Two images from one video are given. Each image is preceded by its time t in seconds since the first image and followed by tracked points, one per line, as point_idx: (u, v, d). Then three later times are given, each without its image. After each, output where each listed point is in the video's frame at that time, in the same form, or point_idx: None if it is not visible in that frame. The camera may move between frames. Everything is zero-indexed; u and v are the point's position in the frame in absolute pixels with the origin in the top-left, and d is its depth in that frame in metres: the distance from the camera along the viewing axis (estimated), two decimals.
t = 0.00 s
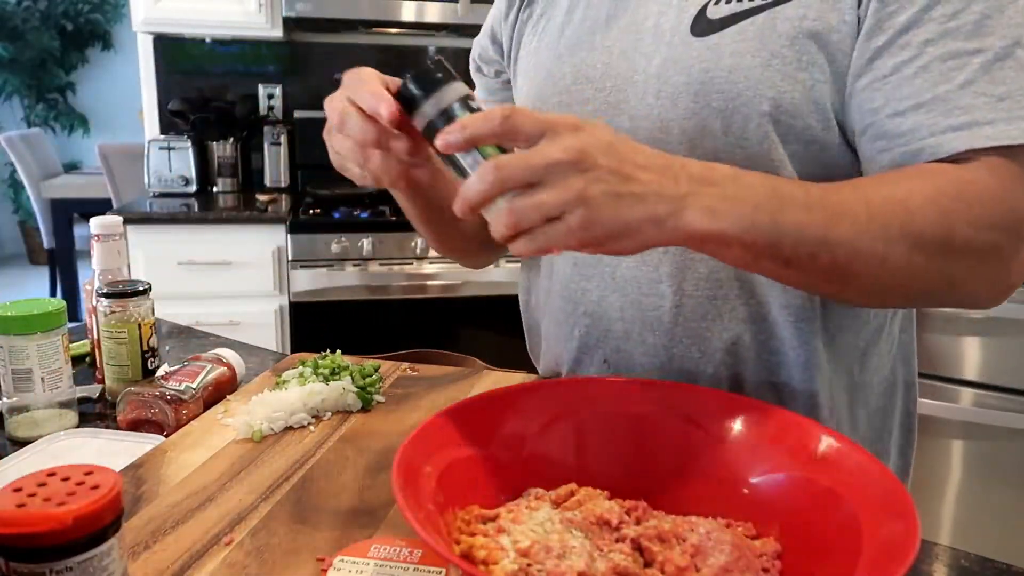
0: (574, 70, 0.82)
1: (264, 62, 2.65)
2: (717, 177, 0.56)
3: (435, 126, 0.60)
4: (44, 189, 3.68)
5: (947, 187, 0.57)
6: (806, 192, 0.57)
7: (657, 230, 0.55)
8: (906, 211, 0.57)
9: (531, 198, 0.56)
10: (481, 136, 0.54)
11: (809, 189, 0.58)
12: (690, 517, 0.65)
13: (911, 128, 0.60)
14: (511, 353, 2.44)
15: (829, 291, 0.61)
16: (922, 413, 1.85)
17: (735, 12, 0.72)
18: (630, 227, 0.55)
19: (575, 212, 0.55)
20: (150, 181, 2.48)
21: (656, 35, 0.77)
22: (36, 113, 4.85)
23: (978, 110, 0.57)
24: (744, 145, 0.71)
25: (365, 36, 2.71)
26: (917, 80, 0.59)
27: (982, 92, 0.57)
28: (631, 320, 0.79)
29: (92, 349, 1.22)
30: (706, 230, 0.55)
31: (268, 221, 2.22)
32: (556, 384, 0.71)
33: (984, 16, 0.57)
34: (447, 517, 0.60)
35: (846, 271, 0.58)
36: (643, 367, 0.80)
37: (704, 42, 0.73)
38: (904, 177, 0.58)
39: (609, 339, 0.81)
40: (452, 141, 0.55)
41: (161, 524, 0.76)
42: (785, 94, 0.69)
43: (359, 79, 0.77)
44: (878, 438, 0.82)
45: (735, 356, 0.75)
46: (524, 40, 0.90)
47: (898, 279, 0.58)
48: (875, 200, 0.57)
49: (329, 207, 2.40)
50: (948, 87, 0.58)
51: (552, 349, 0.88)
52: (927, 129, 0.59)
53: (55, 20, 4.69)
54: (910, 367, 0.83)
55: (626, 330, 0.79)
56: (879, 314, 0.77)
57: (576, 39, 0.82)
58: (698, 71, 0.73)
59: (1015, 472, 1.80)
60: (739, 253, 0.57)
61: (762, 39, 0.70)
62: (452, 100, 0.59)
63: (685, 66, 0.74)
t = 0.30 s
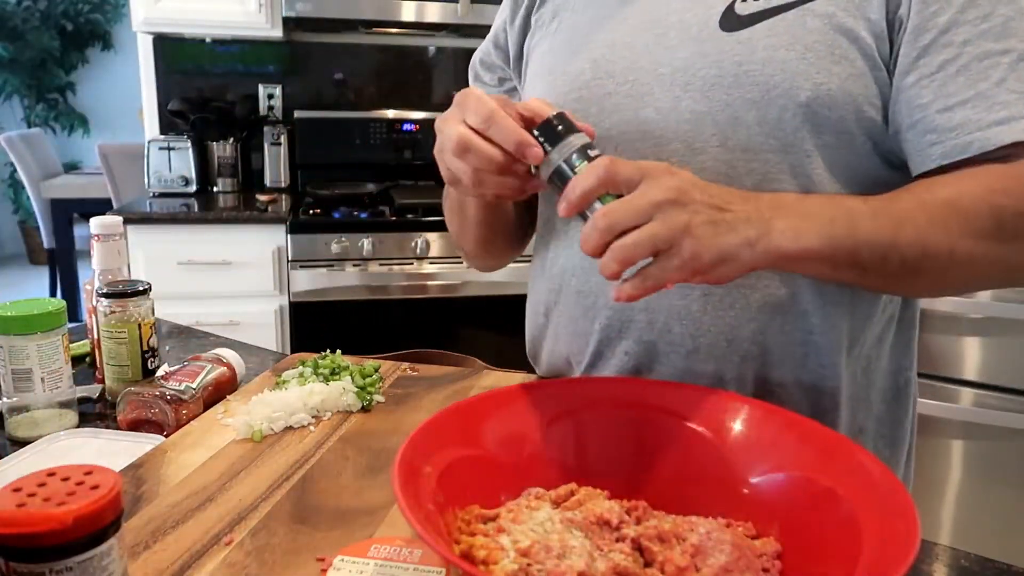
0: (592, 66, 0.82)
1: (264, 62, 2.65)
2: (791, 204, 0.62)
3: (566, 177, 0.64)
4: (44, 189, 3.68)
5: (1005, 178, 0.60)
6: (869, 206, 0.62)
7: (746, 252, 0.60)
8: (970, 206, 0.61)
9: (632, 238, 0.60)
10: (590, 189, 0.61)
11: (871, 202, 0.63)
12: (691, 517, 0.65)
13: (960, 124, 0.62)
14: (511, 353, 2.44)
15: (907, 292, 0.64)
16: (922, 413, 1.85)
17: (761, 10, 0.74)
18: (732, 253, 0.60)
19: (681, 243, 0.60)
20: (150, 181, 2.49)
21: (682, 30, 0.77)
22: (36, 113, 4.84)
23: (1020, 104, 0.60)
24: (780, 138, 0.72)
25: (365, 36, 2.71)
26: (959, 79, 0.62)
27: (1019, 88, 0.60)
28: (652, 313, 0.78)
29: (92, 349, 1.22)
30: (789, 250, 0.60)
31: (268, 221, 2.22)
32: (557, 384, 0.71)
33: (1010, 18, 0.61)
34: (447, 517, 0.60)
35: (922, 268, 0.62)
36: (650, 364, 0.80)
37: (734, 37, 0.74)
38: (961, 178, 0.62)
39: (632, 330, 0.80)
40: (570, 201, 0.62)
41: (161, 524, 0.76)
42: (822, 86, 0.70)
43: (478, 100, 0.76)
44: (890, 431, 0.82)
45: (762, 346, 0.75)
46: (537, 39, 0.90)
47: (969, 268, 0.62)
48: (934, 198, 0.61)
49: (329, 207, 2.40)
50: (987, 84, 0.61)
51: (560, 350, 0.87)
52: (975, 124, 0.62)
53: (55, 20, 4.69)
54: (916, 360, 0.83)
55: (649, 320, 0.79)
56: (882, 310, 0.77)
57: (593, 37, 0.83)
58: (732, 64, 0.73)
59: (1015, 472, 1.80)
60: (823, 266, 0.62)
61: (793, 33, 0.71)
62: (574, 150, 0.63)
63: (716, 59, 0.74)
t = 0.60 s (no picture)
0: (608, 63, 0.81)
1: (264, 62, 2.65)
2: (824, 210, 0.67)
3: (618, 190, 0.65)
4: (44, 189, 3.68)
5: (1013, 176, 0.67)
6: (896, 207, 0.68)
7: (796, 250, 0.64)
8: (985, 203, 0.67)
9: (691, 229, 0.63)
10: (654, 188, 0.63)
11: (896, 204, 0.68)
12: (691, 517, 0.65)
13: (976, 126, 0.67)
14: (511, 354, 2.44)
15: (928, 284, 0.71)
16: (922, 413, 1.85)
17: (782, 10, 0.74)
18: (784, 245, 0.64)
19: (741, 231, 0.63)
20: (149, 181, 2.49)
21: (700, 29, 0.77)
22: (36, 113, 4.84)
23: None
24: (803, 132, 0.73)
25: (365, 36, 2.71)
26: (971, 84, 0.67)
27: None
28: (667, 309, 0.78)
29: (92, 349, 1.22)
30: (833, 248, 0.65)
31: (268, 221, 2.22)
32: (557, 384, 0.71)
33: (1011, 27, 0.65)
34: (447, 517, 0.60)
35: (946, 260, 0.68)
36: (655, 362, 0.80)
37: (756, 36, 0.74)
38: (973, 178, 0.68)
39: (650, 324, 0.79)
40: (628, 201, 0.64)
41: (161, 524, 0.76)
42: (844, 84, 0.71)
43: (527, 102, 0.73)
44: (892, 426, 0.82)
45: (781, 337, 0.76)
46: (546, 38, 0.89)
47: (985, 258, 0.69)
48: (955, 197, 0.67)
49: (329, 207, 2.40)
50: (995, 89, 0.66)
51: (569, 350, 0.87)
52: (988, 126, 0.66)
53: (55, 20, 4.69)
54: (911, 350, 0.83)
55: (669, 313, 0.78)
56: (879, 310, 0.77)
57: (607, 36, 0.82)
58: (753, 61, 0.74)
59: (1014, 472, 1.80)
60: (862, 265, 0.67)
61: (815, 32, 0.72)
62: (623, 161, 0.64)
63: (737, 57, 0.74)
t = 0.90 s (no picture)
0: (608, 71, 0.81)
1: (264, 62, 2.65)
2: (828, 207, 0.68)
3: (631, 189, 0.64)
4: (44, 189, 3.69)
5: (1015, 169, 0.67)
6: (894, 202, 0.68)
7: (802, 247, 0.65)
8: (986, 197, 0.67)
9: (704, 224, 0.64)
10: (667, 185, 0.63)
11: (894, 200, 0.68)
12: (691, 517, 0.65)
13: (971, 124, 0.66)
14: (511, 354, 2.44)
15: (929, 277, 0.71)
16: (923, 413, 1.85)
17: (779, 16, 0.74)
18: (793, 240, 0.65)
19: (753, 225, 0.64)
20: (149, 181, 2.49)
21: (697, 36, 0.77)
22: (36, 113, 4.84)
23: (1020, 103, 0.65)
24: (802, 136, 0.73)
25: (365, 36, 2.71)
26: (967, 82, 0.67)
27: (1019, 87, 0.65)
28: (670, 310, 0.79)
29: (92, 349, 1.22)
30: (836, 246, 0.66)
31: (268, 221, 2.22)
32: (558, 384, 0.71)
33: (1004, 25, 0.66)
34: (447, 517, 0.60)
35: (946, 253, 0.69)
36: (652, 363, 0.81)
37: (754, 42, 0.74)
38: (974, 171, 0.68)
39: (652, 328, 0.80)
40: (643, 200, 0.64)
41: (160, 524, 0.76)
42: (841, 88, 0.71)
43: (544, 126, 0.71)
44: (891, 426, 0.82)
45: (783, 336, 0.76)
46: (545, 45, 0.88)
47: (989, 249, 0.69)
48: (951, 191, 0.68)
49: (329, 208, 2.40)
50: (989, 86, 0.66)
51: (575, 351, 0.86)
52: (984, 123, 0.66)
53: (55, 20, 4.69)
54: (910, 343, 0.83)
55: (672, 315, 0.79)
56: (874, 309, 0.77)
57: (607, 42, 0.82)
58: (751, 67, 0.74)
59: (1014, 472, 1.80)
60: (865, 261, 0.68)
61: (811, 37, 0.73)
62: (637, 161, 0.64)
63: (736, 62, 0.74)
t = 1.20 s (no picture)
0: (593, 89, 0.81)
1: (264, 62, 2.65)
2: (834, 228, 0.67)
3: (654, 221, 0.66)
4: (44, 189, 3.69)
5: (1007, 164, 0.67)
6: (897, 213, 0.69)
7: (816, 277, 0.64)
8: (985, 194, 0.68)
9: (722, 260, 0.63)
10: (691, 223, 0.64)
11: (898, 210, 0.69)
12: (691, 517, 0.65)
13: (960, 124, 0.68)
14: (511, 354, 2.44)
15: (937, 277, 0.71)
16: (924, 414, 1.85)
17: (757, 31, 0.75)
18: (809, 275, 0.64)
19: (771, 263, 0.63)
20: (150, 181, 2.49)
21: (678, 51, 0.78)
22: (36, 113, 4.84)
23: (1005, 97, 0.67)
24: (784, 150, 0.74)
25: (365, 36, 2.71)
26: (953, 83, 0.68)
27: (1001, 80, 0.67)
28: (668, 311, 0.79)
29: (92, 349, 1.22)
30: (849, 267, 0.65)
31: (269, 221, 2.22)
32: (557, 384, 0.71)
33: (981, 21, 0.68)
34: (447, 517, 0.60)
35: (953, 254, 0.69)
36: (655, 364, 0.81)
37: (733, 59, 0.75)
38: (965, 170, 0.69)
39: (651, 331, 0.80)
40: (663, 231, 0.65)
41: (160, 524, 0.76)
42: (819, 103, 0.73)
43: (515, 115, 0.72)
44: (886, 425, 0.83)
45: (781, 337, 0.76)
46: (526, 58, 0.87)
47: (988, 245, 0.70)
48: (948, 192, 0.69)
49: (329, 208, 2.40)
50: (975, 83, 0.67)
51: (574, 358, 0.86)
52: (972, 122, 0.68)
53: (55, 20, 4.69)
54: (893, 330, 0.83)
55: (671, 319, 0.79)
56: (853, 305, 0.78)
57: (591, 58, 0.82)
58: (732, 85, 0.75)
59: (1014, 473, 1.80)
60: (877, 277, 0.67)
61: (790, 53, 0.74)
62: (657, 195, 0.66)
63: (717, 81, 0.76)
